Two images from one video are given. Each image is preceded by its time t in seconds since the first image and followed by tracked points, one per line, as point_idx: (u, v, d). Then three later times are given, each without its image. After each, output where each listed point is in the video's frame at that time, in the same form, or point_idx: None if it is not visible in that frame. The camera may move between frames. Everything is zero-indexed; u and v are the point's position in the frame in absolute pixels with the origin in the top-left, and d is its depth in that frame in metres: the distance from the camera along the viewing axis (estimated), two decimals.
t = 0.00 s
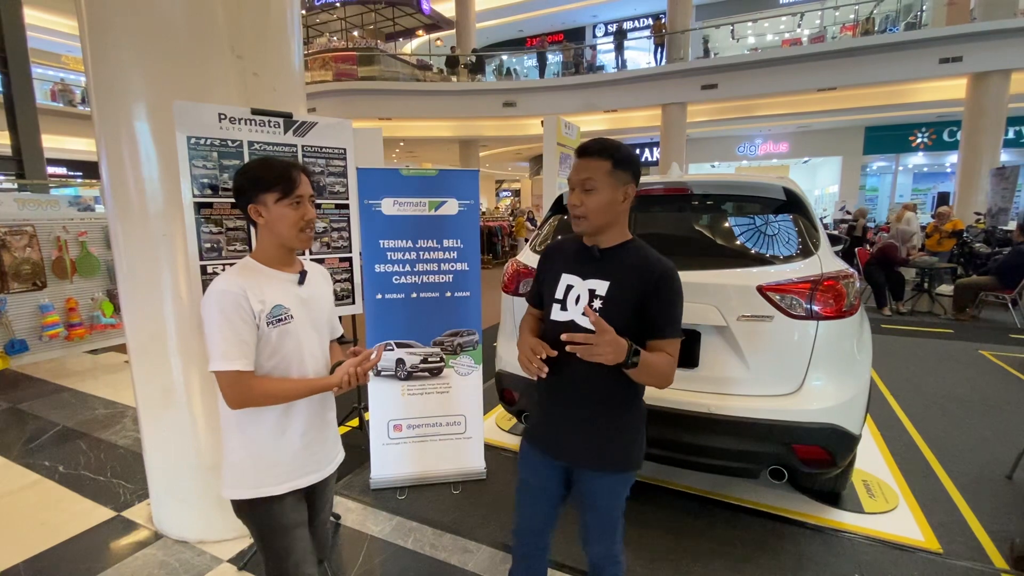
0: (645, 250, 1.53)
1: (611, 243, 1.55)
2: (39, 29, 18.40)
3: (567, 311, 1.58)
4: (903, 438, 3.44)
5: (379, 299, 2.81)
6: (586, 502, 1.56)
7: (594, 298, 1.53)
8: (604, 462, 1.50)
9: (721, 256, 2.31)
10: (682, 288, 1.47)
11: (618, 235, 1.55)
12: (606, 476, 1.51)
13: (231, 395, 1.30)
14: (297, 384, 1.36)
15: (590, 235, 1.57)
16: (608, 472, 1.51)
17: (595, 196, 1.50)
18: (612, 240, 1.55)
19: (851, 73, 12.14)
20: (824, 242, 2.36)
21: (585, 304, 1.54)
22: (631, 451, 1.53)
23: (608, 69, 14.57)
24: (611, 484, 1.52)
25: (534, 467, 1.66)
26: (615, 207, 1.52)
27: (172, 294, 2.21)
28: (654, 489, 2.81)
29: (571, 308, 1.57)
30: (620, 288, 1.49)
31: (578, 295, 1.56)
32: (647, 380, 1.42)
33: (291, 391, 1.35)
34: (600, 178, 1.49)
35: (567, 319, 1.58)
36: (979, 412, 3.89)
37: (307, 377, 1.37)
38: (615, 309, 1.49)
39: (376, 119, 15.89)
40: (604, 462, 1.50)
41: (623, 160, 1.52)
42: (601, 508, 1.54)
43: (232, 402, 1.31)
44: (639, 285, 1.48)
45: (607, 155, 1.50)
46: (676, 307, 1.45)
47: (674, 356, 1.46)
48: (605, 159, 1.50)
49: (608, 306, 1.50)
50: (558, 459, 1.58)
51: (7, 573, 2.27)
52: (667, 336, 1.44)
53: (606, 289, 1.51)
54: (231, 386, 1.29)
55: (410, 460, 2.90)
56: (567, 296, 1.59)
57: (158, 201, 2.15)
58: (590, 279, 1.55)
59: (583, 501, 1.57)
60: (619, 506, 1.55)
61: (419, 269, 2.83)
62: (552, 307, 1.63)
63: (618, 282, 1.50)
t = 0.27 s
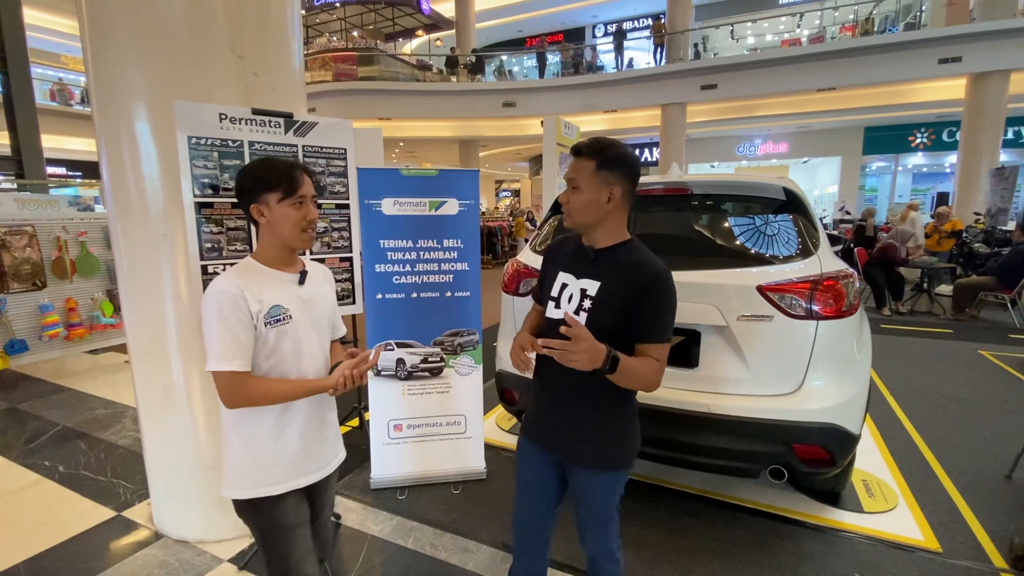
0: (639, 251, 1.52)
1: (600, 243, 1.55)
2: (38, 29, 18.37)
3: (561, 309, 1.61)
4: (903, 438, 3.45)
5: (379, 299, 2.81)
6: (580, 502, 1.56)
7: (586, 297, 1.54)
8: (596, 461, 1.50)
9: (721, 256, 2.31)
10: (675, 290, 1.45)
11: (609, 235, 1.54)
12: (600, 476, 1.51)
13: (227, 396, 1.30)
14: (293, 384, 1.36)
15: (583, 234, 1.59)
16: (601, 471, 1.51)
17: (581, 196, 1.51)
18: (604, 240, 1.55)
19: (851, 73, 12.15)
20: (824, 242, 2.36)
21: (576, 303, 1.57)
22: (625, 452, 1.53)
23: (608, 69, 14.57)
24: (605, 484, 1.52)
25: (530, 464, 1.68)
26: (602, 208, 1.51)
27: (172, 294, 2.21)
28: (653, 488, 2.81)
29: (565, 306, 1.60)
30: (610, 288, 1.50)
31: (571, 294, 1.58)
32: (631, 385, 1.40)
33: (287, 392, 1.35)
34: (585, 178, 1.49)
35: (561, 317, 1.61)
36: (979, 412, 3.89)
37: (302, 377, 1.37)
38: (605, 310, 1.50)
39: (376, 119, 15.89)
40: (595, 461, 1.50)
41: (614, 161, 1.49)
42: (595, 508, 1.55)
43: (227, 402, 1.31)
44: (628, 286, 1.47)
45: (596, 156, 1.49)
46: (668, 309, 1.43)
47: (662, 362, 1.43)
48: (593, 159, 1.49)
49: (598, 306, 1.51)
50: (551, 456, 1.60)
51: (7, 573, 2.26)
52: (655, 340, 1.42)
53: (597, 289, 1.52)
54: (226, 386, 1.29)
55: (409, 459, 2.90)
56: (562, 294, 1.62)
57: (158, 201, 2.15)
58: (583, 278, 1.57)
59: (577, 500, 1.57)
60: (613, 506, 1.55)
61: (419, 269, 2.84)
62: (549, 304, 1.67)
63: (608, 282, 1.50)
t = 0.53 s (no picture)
0: (636, 252, 1.50)
1: (597, 245, 1.56)
2: (38, 29, 18.37)
3: (560, 310, 1.65)
4: (904, 438, 3.44)
5: (381, 299, 2.81)
6: (580, 500, 1.56)
7: (579, 299, 1.57)
8: (594, 458, 1.51)
9: (721, 256, 2.31)
10: (665, 290, 1.42)
11: (607, 237, 1.54)
12: (599, 473, 1.52)
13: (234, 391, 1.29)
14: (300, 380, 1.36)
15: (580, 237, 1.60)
16: (600, 469, 1.51)
17: (571, 199, 1.50)
18: (601, 243, 1.55)
19: (851, 72, 12.14)
20: (825, 242, 2.37)
21: (572, 304, 1.59)
22: (625, 449, 1.53)
23: (608, 69, 14.57)
24: (605, 482, 1.52)
25: (531, 461, 1.69)
26: (591, 211, 1.51)
27: (174, 294, 2.21)
28: (654, 488, 2.81)
29: (563, 307, 1.64)
30: (601, 289, 1.50)
31: (568, 295, 1.61)
32: (589, 381, 1.42)
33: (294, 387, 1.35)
34: (573, 183, 1.49)
35: (560, 317, 1.65)
36: (979, 412, 3.89)
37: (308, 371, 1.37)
38: (594, 310, 1.51)
39: (376, 119, 15.90)
40: (593, 459, 1.51)
41: (603, 164, 1.47)
42: (595, 507, 1.54)
43: (232, 398, 1.30)
44: (616, 286, 1.47)
45: (583, 159, 1.48)
46: (655, 310, 1.40)
47: (635, 365, 1.39)
48: (579, 163, 1.48)
49: (588, 307, 1.53)
50: (553, 452, 1.62)
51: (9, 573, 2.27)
52: (629, 341, 1.38)
53: (589, 290, 1.54)
54: (233, 381, 1.28)
55: (411, 459, 2.90)
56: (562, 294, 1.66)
57: (160, 201, 2.15)
58: (579, 280, 1.58)
59: (576, 498, 1.58)
60: (613, 504, 1.55)
61: (420, 269, 2.84)
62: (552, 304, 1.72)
63: (597, 283, 1.51)
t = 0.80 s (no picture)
0: (629, 252, 1.49)
1: (590, 246, 1.56)
2: (38, 29, 18.37)
3: (558, 309, 1.66)
4: (905, 438, 3.44)
5: (382, 298, 2.81)
6: (580, 498, 1.56)
7: (574, 299, 1.57)
8: (593, 456, 1.51)
9: (721, 256, 2.31)
10: (656, 289, 1.42)
11: (599, 237, 1.54)
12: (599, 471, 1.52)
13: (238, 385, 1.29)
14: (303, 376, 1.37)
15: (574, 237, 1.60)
16: (600, 466, 1.51)
17: (562, 200, 1.51)
18: (593, 244, 1.55)
19: (851, 72, 12.13)
20: (826, 241, 2.36)
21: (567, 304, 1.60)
22: (625, 447, 1.53)
23: (608, 68, 14.57)
24: (605, 479, 1.53)
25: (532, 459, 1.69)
26: (581, 212, 1.51)
27: (175, 294, 2.21)
28: (655, 488, 2.81)
29: (560, 307, 1.65)
30: (593, 289, 1.50)
31: (564, 295, 1.63)
32: (575, 381, 1.44)
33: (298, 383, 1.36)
34: (565, 184, 1.50)
35: (558, 317, 1.66)
36: (980, 411, 3.88)
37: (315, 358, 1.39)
38: (587, 310, 1.51)
39: (377, 119, 15.91)
40: (592, 456, 1.51)
41: (594, 166, 1.47)
42: (596, 505, 1.54)
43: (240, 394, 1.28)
44: (606, 286, 1.47)
45: (573, 161, 1.49)
46: (644, 310, 1.40)
47: (622, 366, 1.38)
48: (570, 163, 1.49)
49: (581, 306, 1.54)
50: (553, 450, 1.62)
51: (11, 573, 2.27)
52: (616, 342, 1.39)
53: (582, 291, 1.54)
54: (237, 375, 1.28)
55: (412, 459, 2.90)
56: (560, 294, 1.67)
57: (161, 201, 2.15)
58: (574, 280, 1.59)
59: (576, 496, 1.58)
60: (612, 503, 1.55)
61: (421, 268, 2.84)
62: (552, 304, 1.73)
63: (590, 283, 1.51)
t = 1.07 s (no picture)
0: (627, 253, 1.50)
1: (586, 247, 1.56)
2: (38, 29, 18.37)
3: (557, 311, 1.65)
4: (905, 438, 3.44)
5: (382, 299, 2.82)
6: (581, 499, 1.56)
7: (573, 301, 1.57)
8: (594, 457, 1.51)
9: (722, 256, 2.31)
10: (656, 290, 1.43)
11: (596, 239, 1.54)
12: (598, 473, 1.52)
13: (235, 392, 1.30)
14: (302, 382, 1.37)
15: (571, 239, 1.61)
16: (600, 467, 1.51)
17: (563, 202, 1.51)
18: (590, 245, 1.56)
19: (852, 71, 12.12)
20: (826, 241, 2.36)
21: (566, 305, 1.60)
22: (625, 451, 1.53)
23: (608, 68, 14.56)
24: (605, 482, 1.53)
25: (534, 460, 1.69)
26: (581, 214, 1.51)
27: (176, 294, 2.21)
28: (656, 488, 2.81)
29: (559, 308, 1.64)
30: (592, 291, 1.50)
31: (563, 297, 1.62)
32: (578, 384, 1.44)
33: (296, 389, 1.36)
34: (566, 185, 1.49)
35: (557, 318, 1.65)
36: (981, 412, 3.88)
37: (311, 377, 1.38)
38: (588, 312, 1.51)
39: (377, 119, 15.91)
40: (593, 458, 1.51)
41: (596, 168, 1.47)
42: (597, 507, 1.54)
43: (235, 400, 1.32)
44: (605, 288, 1.47)
45: (576, 162, 1.48)
46: (646, 312, 1.41)
47: (626, 367, 1.40)
48: (573, 163, 1.49)
49: (581, 309, 1.53)
50: (555, 451, 1.62)
51: (12, 573, 2.27)
52: (618, 344, 1.40)
53: (581, 293, 1.54)
54: (232, 382, 1.29)
55: (413, 459, 2.90)
56: (557, 295, 1.66)
57: (161, 202, 2.15)
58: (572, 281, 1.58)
59: (577, 497, 1.58)
60: (612, 505, 1.55)
61: (422, 268, 2.84)
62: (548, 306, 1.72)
63: (590, 285, 1.51)
